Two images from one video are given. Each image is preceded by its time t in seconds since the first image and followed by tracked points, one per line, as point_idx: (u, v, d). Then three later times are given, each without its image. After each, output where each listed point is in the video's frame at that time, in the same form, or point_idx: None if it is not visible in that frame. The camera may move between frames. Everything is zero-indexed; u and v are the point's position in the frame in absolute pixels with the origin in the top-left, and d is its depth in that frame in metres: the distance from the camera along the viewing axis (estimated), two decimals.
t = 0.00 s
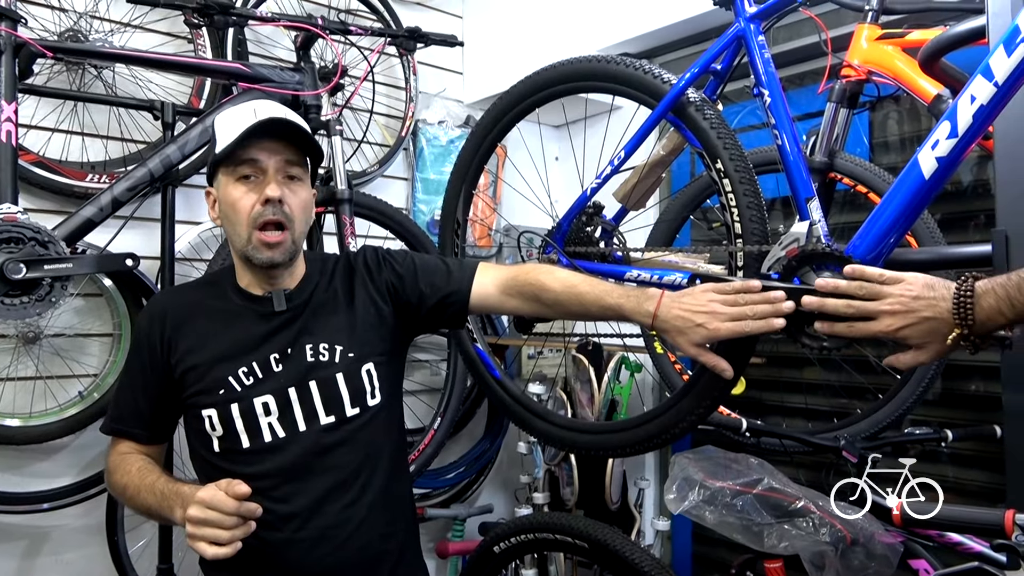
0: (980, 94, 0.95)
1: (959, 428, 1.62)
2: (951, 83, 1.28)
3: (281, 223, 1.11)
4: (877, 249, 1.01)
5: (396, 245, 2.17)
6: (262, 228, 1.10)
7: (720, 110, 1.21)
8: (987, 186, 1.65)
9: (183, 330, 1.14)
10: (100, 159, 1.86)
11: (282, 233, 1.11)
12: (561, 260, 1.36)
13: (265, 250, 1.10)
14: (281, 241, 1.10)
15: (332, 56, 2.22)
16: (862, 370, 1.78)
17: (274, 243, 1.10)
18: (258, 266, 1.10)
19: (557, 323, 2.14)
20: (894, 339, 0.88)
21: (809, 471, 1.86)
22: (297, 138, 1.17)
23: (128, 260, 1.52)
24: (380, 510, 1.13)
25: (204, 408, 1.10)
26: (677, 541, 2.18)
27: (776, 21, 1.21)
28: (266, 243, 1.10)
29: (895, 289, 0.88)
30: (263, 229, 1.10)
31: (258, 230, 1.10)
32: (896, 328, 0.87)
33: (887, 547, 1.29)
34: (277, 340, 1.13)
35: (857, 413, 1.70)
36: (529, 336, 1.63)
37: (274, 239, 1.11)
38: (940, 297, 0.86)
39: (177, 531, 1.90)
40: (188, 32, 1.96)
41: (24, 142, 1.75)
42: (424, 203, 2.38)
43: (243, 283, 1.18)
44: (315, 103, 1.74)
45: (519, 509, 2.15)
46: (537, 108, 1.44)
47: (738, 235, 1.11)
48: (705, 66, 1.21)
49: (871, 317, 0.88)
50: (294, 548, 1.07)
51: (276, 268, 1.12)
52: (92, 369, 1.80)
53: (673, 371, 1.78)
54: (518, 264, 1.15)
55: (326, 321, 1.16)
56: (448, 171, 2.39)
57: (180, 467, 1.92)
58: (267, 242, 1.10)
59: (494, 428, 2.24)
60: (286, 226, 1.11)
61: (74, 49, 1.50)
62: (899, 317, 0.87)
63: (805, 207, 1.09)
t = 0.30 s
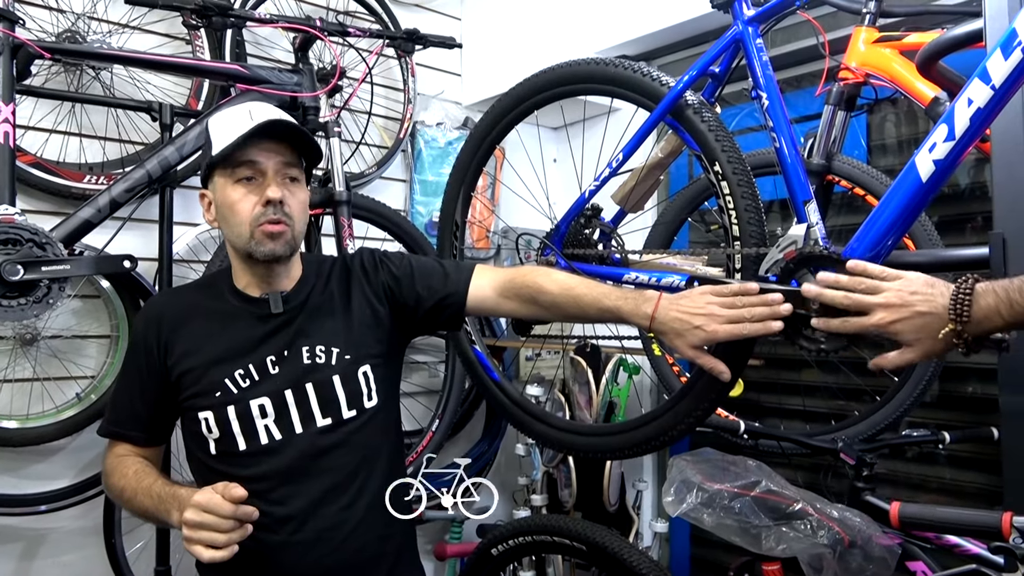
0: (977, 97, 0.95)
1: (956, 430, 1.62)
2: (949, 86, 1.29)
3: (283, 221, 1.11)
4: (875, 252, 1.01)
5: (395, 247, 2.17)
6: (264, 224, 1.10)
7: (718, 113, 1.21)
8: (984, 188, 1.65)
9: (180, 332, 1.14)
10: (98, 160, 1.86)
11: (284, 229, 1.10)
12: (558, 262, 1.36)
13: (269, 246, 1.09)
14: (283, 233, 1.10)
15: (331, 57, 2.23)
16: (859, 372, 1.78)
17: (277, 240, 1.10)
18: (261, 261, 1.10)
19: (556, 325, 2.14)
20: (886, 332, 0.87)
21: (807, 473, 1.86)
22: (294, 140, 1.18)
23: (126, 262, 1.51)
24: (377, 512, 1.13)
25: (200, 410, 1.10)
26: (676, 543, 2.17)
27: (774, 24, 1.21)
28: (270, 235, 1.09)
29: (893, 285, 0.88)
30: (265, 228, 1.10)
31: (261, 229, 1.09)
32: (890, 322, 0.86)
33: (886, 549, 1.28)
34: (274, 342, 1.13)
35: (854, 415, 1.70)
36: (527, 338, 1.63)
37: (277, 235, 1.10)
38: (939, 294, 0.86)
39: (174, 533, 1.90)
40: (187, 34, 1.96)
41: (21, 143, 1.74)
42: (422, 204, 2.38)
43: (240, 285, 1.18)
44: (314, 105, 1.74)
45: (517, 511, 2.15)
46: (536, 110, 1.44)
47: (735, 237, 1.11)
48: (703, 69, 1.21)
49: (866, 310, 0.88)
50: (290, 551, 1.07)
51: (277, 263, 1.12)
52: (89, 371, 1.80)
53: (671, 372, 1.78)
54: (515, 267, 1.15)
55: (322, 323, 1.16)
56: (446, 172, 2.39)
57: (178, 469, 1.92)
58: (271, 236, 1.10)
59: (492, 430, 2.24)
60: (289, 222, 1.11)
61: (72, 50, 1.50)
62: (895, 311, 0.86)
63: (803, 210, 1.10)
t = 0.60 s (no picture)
0: (977, 99, 0.95)
1: (956, 431, 1.62)
2: (948, 87, 1.30)
3: (289, 226, 1.12)
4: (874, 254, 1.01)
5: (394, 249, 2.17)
6: (272, 229, 1.11)
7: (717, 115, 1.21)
8: (984, 190, 1.65)
9: (177, 335, 1.14)
10: (97, 162, 1.86)
11: (290, 235, 1.12)
12: (558, 264, 1.35)
13: (275, 251, 1.10)
14: (290, 239, 1.12)
15: (330, 60, 2.23)
16: (859, 374, 1.78)
17: (284, 244, 1.11)
18: (267, 266, 1.10)
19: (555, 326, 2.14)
20: (876, 317, 0.88)
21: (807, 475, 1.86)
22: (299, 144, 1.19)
23: (125, 265, 1.51)
24: (375, 515, 1.13)
25: (198, 413, 1.10)
26: (675, 545, 2.17)
27: (774, 26, 1.21)
28: (277, 242, 1.10)
29: (895, 273, 0.89)
30: (271, 232, 1.10)
31: (267, 233, 1.10)
32: (882, 307, 0.88)
33: (886, 552, 1.27)
34: (272, 345, 1.13)
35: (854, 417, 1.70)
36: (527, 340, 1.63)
37: (283, 240, 1.11)
38: (940, 291, 0.87)
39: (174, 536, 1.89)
40: (186, 36, 1.96)
41: (20, 146, 1.74)
42: (422, 206, 2.38)
43: (238, 288, 1.18)
44: (313, 107, 1.73)
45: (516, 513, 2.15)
46: (535, 112, 1.44)
47: (735, 239, 1.11)
48: (702, 71, 1.21)
49: (863, 292, 0.89)
50: (288, 554, 1.07)
51: (281, 268, 1.13)
52: (88, 373, 1.79)
53: (671, 375, 1.78)
54: (513, 269, 1.15)
55: (320, 326, 1.16)
56: (445, 174, 2.40)
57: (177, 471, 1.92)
58: (277, 241, 1.10)
59: (492, 432, 2.24)
60: (296, 227, 1.12)
61: (71, 53, 1.50)
62: (890, 297, 0.88)
63: (802, 211, 1.09)
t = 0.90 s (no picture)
0: (982, 101, 0.95)
1: (959, 434, 1.62)
2: (953, 90, 1.30)
3: (299, 229, 1.13)
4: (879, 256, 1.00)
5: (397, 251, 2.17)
6: (281, 231, 1.11)
7: (721, 117, 1.21)
8: (986, 192, 1.65)
9: (179, 337, 1.14)
10: (100, 164, 1.86)
11: (300, 239, 1.13)
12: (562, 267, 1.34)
13: (285, 254, 1.10)
14: (299, 243, 1.12)
15: (332, 61, 2.23)
16: (862, 376, 1.78)
17: (294, 248, 1.11)
18: (275, 268, 1.11)
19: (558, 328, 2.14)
20: (879, 318, 0.88)
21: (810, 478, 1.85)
22: (312, 147, 1.20)
23: (128, 267, 1.51)
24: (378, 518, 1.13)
25: (200, 416, 1.10)
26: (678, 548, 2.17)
27: (777, 28, 1.21)
28: (287, 245, 1.11)
29: (900, 276, 0.88)
30: (282, 234, 1.11)
31: (278, 235, 1.11)
32: (885, 307, 0.87)
33: (892, 554, 1.27)
34: (274, 348, 1.13)
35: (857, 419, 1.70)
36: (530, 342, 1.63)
37: (293, 244, 1.12)
38: (944, 295, 0.87)
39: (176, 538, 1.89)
40: (189, 38, 1.96)
41: (23, 148, 1.74)
42: (424, 208, 2.38)
43: (240, 289, 1.18)
44: (316, 109, 1.73)
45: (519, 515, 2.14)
46: (538, 114, 1.43)
47: (739, 242, 1.11)
48: (707, 73, 1.20)
49: (867, 293, 0.89)
50: (290, 557, 1.07)
51: (287, 271, 1.13)
52: (91, 375, 1.80)
53: (674, 377, 1.77)
54: (516, 271, 1.15)
55: (322, 328, 1.15)
56: (448, 176, 2.40)
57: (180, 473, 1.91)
58: (287, 245, 1.11)
59: (495, 434, 2.23)
60: (305, 231, 1.14)
61: (75, 55, 1.50)
62: (894, 298, 0.87)
63: (807, 214, 1.09)
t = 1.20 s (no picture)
0: (993, 101, 0.94)
1: (968, 436, 1.61)
2: (962, 90, 1.29)
3: (312, 224, 1.13)
4: (889, 258, 1.00)
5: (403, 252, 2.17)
6: (295, 226, 1.11)
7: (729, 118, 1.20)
8: (995, 193, 1.64)
9: (186, 338, 1.14)
10: (107, 165, 1.86)
11: (313, 232, 1.13)
12: (569, 268, 1.34)
13: (299, 247, 1.10)
14: (313, 236, 1.13)
15: (339, 63, 2.23)
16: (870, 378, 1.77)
17: (307, 241, 1.11)
18: (288, 263, 1.10)
19: (564, 330, 2.14)
20: None
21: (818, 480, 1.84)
22: (319, 145, 1.20)
23: (136, 268, 1.52)
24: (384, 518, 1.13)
25: (208, 416, 1.10)
26: (684, 549, 2.16)
27: (786, 28, 1.21)
28: (300, 237, 1.11)
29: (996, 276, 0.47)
30: (295, 229, 1.11)
31: (291, 230, 1.11)
32: None
33: (902, 558, 1.26)
34: (282, 348, 1.12)
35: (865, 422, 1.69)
36: (536, 343, 1.63)
37: (306, 237, 1.12)
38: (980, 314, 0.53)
39: (182, 539, 1.89)
40: (195, 40, 1.97)
41: (31, 149, 1.75)
42: (430, 209, 2.38)
43: (250, 289, 1.19)
44: (322, 110, 1.73)
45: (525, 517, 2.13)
46: (545, 115, 1.43)
47: (748, 243, 1.10)
48: (714, 73, 1.19)
49: None
50: (297, 558, 1.07)
51: (299, 266, 1.13)
52: (98, 376, 1.80)
53: (681, 379, 1.76)
54: (522, 272, 1.15)
55: (330, 329, 1.15)
56: (453, 178, 2.38)
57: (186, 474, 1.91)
58: (301, 237, 1.11)
59: (500, 436, 2.24)
60: (318, 225, 1.14)
61: (83, 56, 1.50)
62: None
63: (816, 215, 1.09)
